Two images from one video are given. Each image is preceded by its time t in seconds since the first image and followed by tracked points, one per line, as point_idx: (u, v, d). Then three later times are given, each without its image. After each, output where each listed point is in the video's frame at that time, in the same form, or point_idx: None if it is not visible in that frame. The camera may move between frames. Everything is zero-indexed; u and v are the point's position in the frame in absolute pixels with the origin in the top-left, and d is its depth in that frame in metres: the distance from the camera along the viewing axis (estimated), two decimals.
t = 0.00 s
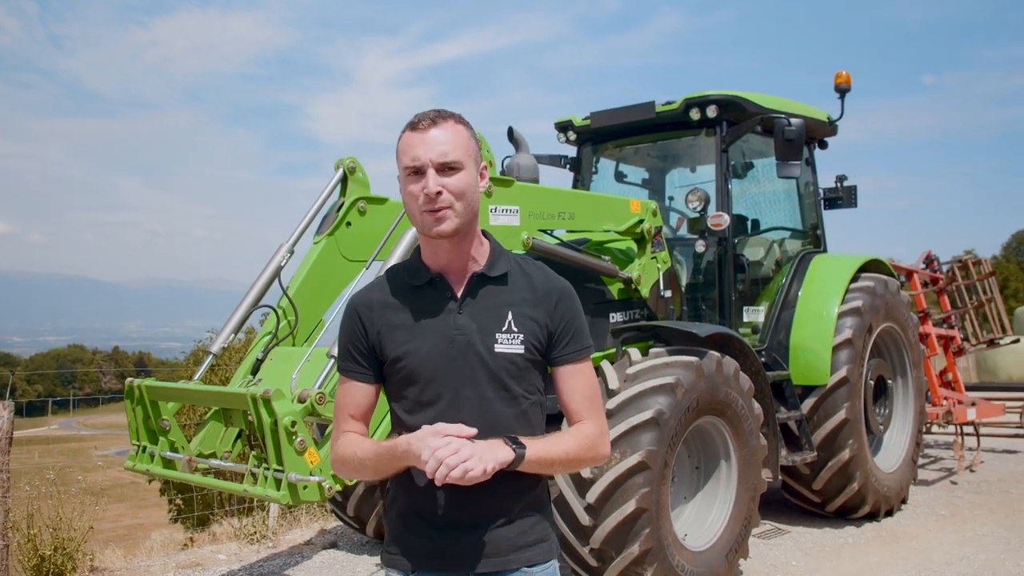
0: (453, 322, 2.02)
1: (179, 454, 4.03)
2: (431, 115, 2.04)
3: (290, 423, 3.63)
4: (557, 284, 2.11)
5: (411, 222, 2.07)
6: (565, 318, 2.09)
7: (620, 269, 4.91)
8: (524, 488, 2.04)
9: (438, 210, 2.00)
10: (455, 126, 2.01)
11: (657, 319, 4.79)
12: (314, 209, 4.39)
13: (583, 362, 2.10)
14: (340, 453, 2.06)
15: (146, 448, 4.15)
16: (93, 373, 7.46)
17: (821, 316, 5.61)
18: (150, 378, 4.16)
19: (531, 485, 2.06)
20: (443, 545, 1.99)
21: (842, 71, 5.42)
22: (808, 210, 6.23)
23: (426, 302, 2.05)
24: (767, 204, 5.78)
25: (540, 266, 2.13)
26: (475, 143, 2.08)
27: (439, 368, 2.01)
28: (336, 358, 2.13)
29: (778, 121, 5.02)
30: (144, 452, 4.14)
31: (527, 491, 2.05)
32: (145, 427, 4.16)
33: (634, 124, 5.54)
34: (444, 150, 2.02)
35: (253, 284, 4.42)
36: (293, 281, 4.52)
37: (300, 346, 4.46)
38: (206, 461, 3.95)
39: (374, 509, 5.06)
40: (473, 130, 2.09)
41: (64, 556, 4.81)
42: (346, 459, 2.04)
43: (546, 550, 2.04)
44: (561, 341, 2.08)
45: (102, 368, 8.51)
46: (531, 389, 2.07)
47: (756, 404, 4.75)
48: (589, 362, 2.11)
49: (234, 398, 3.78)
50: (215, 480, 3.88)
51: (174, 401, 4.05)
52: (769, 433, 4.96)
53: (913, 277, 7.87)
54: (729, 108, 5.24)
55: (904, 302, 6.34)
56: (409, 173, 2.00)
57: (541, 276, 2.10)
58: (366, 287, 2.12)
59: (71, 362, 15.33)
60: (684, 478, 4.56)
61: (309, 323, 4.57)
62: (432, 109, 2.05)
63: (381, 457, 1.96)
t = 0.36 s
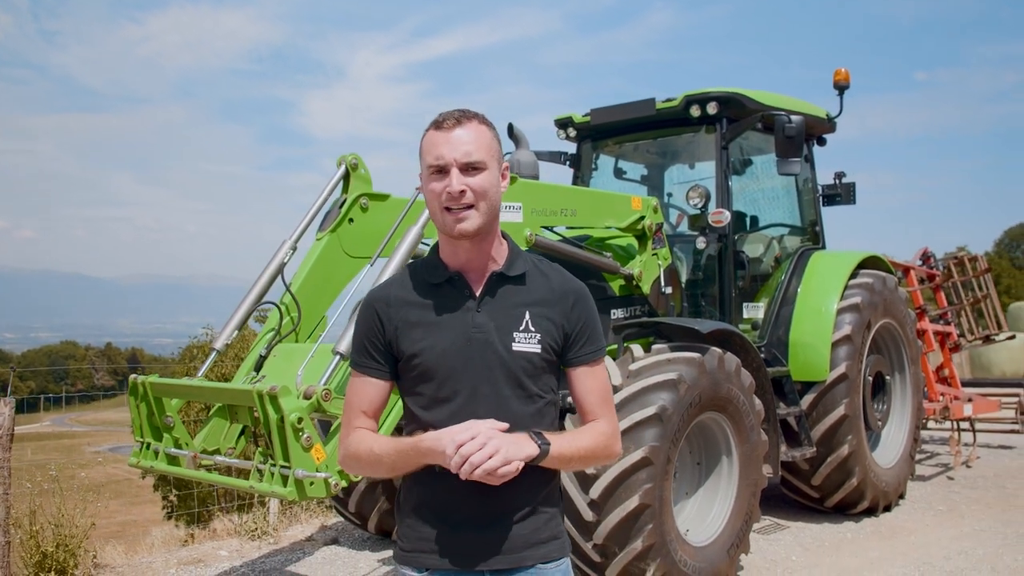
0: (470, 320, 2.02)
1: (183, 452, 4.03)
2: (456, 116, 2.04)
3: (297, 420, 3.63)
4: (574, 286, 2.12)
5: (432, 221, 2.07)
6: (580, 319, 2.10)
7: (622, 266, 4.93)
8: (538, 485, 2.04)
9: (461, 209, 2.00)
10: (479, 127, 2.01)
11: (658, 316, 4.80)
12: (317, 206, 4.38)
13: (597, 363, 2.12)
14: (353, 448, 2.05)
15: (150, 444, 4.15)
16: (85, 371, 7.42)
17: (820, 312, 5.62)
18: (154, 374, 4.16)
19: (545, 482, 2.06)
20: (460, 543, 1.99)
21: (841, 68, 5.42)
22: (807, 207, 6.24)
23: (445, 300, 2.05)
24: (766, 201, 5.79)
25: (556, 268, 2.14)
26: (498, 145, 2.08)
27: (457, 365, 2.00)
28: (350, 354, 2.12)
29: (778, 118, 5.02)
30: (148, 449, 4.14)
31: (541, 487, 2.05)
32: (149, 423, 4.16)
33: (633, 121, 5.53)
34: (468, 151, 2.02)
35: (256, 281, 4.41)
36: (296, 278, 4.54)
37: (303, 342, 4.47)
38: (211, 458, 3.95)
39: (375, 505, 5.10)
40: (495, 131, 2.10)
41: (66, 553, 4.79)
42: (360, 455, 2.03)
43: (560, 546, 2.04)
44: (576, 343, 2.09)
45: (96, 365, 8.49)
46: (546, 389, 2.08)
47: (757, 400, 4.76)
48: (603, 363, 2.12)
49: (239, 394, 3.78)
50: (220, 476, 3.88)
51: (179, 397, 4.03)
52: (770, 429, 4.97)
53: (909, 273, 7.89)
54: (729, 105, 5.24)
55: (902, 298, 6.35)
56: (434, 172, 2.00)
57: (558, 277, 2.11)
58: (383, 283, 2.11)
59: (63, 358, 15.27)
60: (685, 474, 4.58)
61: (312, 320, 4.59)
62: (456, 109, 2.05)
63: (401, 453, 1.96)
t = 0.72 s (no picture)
0: (488, 315, 2.02)
1: (184, 447, 4.02)
2: (478, 110, 2.03)
3: (300, 415, 3.62)
4: (587, 281, 2.13)
5: (451, 215, 2.07)
6: (594, 314, 2.12)
7: (619, 262, 4.97)
8: (554, 477, 2.05)
9: (481, 206, 2.00)
10: (501, 124, 2.00)
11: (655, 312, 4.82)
12: (315, 202, 4.38)
13: (608, 356, 2.14)
14: (370, 443, 2.04)
15: (151, 440, 4.14)
16: (72, 367, 7.36)
17: (815, 307, 5.65)
18: (154, 370, 4.15)
19: (560, 474, 2.07)
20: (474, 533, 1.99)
21: (836, 65, 5.44)
22: (802, 203, 6.26)
23: (463, 295, 2.04)
24: (761, 197, 5.81)
25: (568, 263, 2.15)
26: (519, 141, 2.07)
27: (475, 360, 2.00)
28: (364, 348, 2.09)
29: (774, 115, 5.03)
30: (149, 444, 4.13)
31: (557, 480, 2.06)
32: (149, 419, 4.15)
33: (629, 118, 5.54)
34: (490, 147, 2.01)
35: (256, 276, 4.41)
36: (296, 274, 4.57)
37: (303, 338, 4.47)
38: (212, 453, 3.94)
39: (373, 500, 5.12)
40: (515, 127, 2.09)
41: (64, 549, 4.78)
42: (378, 450, 2.02)
43: (575, 538, 2.06)
44: (590, 337, 2.11)
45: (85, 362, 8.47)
46: (561, 383, 2.09)
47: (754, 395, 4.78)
48: (615, 356, 2.15)
49: (242, 389, 3.77)
50: (221, 472, 3.87)
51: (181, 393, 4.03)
52: (767, 424, 4.99)
53: (902, 269, 7.92)
54: (726, 101, 5.25)
55: (896, 294, 6.38)
56: (454, 167, 1.99)
57: (572, 273, 2.12)
58: (399, 278, 2.09)
59: (51, 353, 15.16)
60: (683, 468, 4.60)
61: (311, 315, 4.63)
62: (479, 104, 2.03)
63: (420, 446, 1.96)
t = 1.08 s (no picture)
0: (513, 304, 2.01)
1: (180, 442, 4.01)
2: (542, 113, 2.07)
3: (297, 410, 3.62)
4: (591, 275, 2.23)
5: (483, 203, 2.05)
6: (598, 306, 2.21)
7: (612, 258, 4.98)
8: (565, 469, 2.07)
9: (523, 203, 2.01)
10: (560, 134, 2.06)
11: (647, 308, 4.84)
12: (309, 198, 4.37)
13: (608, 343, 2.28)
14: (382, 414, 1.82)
15: (145, 435, 4.13)
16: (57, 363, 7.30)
17: (805, 303, 5.67)
18: (149, 365, 4.14)
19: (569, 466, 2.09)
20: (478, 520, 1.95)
21: (826, 62, 5.46)
22: (792, 200, 6.29)
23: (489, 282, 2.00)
24: (752, 194, 5.83)
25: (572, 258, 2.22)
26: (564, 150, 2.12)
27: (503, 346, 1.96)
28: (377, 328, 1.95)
29: (766, 112, 5.05)
30: (144, 440, 4.11)
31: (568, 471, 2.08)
32: (144, 415, 4.14)
33: (621, 114, 5.55)
34: (547, 152, 2.04)
35: (251, 271, 4.40)
36: (290, 270, 4.56)
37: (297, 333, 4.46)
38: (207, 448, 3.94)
39: (367, 496, 5.13)
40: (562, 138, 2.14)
41: (57, 545, 4.75)
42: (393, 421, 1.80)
43: (583, 527, 2.09)
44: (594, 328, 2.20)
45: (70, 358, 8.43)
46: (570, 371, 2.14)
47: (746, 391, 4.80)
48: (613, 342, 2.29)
49: (238, 384, 3.76)
50: (218, 467, 3.87)
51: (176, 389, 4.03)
52: (758, 419, 5.02)
53: (890, 265, 7.97)
54: (717, 98, 5.27)
55: (885, 290, 6.43)
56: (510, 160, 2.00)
57: (577, 269, 2.19)
58: (419, 259, 1.99)
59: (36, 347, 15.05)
60: (677, 463, 4.61)
61: (305, 310, 4.62)
62: (544, 108, 2.08)
63: (434, 400, 1.78)
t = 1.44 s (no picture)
0: (531, 301, 2.03)
1: (173, 438, 4.00)
2: (552, 104, 2.07)
3: (292, 406, 3.62)
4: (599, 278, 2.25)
5: (499, 197, 2.05)
6: (603, 308, 2.24)
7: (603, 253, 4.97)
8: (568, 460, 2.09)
9: (539, 193, 2.01)
10: (570, 123, 2.06)
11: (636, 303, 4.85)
12: (301, 193, 4.36)
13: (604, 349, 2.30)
14: (412, 418, 1.82)
15: (137, 431, 4.11)
16: (40, 359, 7.24)
17: (794, 298, 5.70)
18: (142, 361, 4.12)
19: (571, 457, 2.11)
20: (456, 493, 1.97)
21: (814, 59, 5.49)
22: (781, 196, 6.32)
23: (508, 278, 2.01)
24: (741, 190, 5.86)
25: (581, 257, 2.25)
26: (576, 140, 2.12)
27: (521, 344, 1.99)
28: (396, 319, 1.92)
29: (756, 108, 5.07)
30: (136, 436, 4.10)
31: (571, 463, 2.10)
32: (137, 411, 4.12)
33: (610, 110, 5.56)
34: (558, 141, 2.05)
35: (243, 267, 4.39)
36: (281, 265, 4.54)
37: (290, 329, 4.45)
38: (201, 444, 3.93)
39: (358, 491, 5.12)
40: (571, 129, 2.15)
41: (47, 542, 4.73)
42: (424, 429, 1.80)
43: (586, 520, 2.11)
44: (598, 332, 2.24)
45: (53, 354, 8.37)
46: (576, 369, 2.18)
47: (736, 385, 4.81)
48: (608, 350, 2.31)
49: (232, 379, 3.75)
50: (212, 463, 3.86)
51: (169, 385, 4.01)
52: (748, 414, 5.05)
53: (877, 261, 8.02)
54: (707, 95, 5.29)
55: (873, 286, 6.47)
56: (524, 150, 2.00)
57: (589, 271, 2.22)
58: (439, 251, 1.98)
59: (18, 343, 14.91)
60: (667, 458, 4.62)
61: (297, 306, 4.61)
62: (553, 99, 2.08)
63: (476, 437, 1.78)
